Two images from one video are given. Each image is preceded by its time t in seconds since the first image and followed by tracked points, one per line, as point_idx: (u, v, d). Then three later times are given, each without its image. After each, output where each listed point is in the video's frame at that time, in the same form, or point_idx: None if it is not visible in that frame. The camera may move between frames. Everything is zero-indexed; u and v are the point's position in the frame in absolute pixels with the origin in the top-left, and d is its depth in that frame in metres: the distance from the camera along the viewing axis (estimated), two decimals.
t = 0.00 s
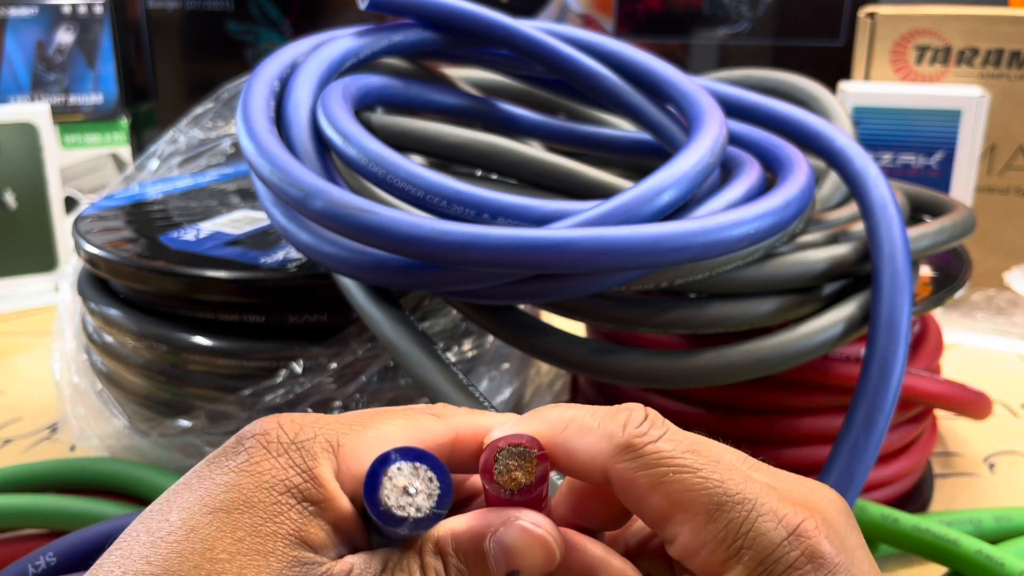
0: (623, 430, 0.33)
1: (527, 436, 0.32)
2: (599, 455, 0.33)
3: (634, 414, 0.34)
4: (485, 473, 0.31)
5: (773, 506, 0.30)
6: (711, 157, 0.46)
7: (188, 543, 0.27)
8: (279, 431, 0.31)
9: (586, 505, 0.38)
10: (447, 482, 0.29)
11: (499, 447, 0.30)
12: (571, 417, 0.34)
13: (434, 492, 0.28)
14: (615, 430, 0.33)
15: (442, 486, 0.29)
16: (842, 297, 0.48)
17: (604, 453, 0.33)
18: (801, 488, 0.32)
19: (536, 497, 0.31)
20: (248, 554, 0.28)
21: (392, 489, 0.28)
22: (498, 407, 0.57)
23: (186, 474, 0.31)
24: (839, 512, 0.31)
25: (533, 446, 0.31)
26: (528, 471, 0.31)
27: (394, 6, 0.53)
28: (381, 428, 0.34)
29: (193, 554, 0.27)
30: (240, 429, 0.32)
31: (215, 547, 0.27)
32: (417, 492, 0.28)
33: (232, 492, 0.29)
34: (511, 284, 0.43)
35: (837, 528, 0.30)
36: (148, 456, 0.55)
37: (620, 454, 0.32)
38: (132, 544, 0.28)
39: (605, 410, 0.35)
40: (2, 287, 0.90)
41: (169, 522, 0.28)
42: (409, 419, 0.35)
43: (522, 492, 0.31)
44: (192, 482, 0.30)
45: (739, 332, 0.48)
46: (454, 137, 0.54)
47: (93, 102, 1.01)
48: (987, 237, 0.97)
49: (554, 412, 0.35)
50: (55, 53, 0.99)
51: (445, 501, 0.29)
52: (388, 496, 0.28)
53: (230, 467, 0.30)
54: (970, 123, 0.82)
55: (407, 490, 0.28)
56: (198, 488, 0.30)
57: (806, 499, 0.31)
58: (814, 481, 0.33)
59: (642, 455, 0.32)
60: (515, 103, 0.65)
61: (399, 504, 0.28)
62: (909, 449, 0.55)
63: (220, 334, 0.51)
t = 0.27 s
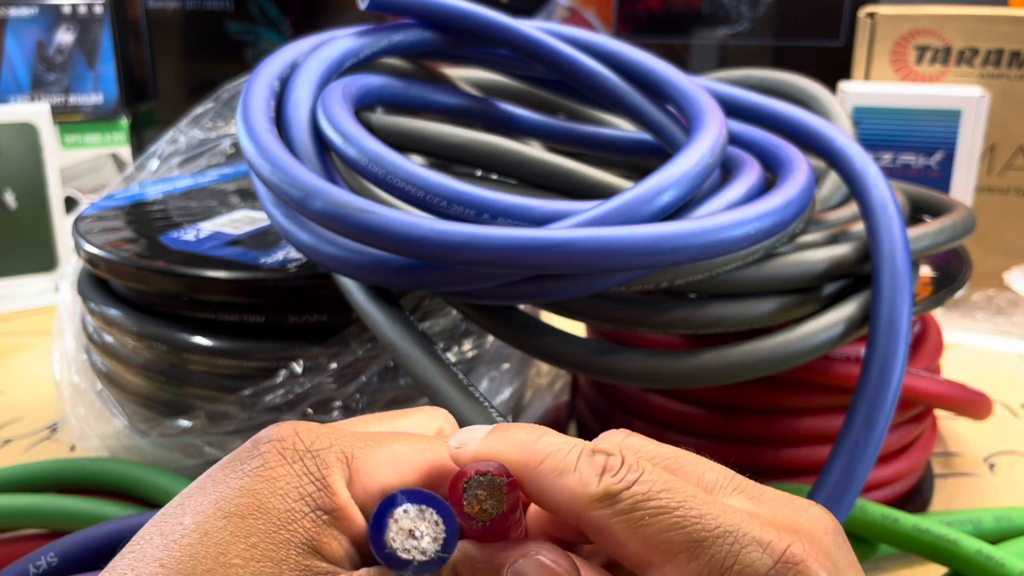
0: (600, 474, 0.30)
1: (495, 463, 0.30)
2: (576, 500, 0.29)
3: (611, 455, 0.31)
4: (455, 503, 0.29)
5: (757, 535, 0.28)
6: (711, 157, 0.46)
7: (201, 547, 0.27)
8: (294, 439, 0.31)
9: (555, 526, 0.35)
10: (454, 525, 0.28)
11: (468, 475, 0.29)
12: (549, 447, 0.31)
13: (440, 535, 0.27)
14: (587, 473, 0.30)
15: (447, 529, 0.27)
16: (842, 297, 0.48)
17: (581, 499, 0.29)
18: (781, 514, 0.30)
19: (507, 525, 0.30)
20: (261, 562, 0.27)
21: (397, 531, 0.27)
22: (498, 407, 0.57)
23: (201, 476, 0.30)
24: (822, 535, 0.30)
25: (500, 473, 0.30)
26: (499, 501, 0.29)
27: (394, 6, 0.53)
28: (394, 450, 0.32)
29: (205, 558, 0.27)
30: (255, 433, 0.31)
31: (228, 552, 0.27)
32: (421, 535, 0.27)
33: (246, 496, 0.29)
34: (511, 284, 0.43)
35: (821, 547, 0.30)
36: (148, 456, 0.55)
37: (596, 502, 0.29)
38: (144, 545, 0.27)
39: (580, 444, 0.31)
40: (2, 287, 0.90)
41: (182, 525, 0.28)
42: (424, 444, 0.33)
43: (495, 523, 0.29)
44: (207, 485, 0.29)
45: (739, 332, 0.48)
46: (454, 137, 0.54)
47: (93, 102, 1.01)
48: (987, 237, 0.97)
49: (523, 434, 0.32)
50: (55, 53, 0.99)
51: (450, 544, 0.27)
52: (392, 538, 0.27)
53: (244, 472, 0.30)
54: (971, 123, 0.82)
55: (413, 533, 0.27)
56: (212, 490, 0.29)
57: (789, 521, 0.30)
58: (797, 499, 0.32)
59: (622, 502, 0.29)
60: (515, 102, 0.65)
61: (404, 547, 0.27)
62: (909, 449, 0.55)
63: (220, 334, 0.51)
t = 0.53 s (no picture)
0: (602, 460, 0.29)
1: (491, 422, 0.29)
2: (574, 480, 0.29)
3: (612, 443, 0.30)
4: (446, 460, 0.28)
5: (751, 526, 0.28)
6: (711, 157, 0.46)
7: (177, 513, 0.28)
8: (267, 409, 0.31)
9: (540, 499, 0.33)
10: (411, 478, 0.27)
11: (462, 429, 0.28)
12: (552, 426, 0.30)
13: (392, 481, 0.26)
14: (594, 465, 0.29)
15: (400, 475, 0.27)
16: (842, 297, 0.48)
17: (578, 478, 0.29)
18: (771, 510, 0.31)
19: (498, 489, 0.28)
20: (234, 521, 0.28)
21: (348, 477, 0.26)
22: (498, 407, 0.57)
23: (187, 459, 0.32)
24: (811, 532, 0.30)
25: (497, 433, 0.28)
26: (489, 461, 0.28)
27: (394, 6, 0.53)
28: (366, 413, 0.33)
29: (180, 522, 0.28)
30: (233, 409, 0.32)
31: (202, 515, 0.28)
32: (373, 480, 0.26)
33: (221, 463, 0.29)
34: (511, 284, 0.43)
35: (811, 541, 0.30)
36: (148, 456, 0.55)
37: (595, 484, 0.28)
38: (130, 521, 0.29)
39: (580, 428, 0.30)
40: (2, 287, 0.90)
41: (161, 496, 0.29)
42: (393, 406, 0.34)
43: (483, 483, 0.28)
44: (187, 460, 0.31)
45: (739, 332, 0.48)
46: (454, 137, 0.54)
47: (93, 102, 1.01)
48: (987, 237, 0.97)
49: (528, 406, 0.31)
50: (55, 53, 0.99)
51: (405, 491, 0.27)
52: (343, 485, 0.26)
53: (220, 444, 0.30)
54: (970, 123, 0.82)
55: (364, 479, 0.26)
56: (191, 463, 0.30)
57: (778, 516, 0.30)
58: (784, 501, 0.32)
59: (622, 487, 0.28)
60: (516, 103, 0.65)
61: (354, 494, 0.26)
62: (909, 449, 0.55)
63: (220, 334, 0.51)
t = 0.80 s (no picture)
0: (587, 467, 0.29)
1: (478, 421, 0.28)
2: (559, 485, 0.29)
3: (597, 450, 0.30)
4: (431, 455, 0.27)
5: (733, 531, 0.28)
6: (712, 157, 0.46)
7: (173, 510, 0.28)
8: (264, 409, 0.32)
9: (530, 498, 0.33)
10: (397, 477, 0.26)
11: (451, 426, 0.27)
12: (539, 429, 0.30)
13: (379, 478, 0.26)
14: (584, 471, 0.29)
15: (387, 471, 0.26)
16: (842, 297, 0.48)
17: (564, 483, 0.29)
18: (754, 516, 0.31)
19: (482, 485, 0.28)
20: (230, 519, 0.28)
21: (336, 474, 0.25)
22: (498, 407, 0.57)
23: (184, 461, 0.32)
24: (793, 538, 0.31)
25: (483, 432, 0.27)
26: (474, 458, 0.27)
27: (394, 6, 0.53)
28: (362, 410, 0.33)
29: (176, 519, 0.28)
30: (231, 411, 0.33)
31: (198, 512, 0.28)
32: (360, 476, 0.25)
33: (218, 462, 0.30)
34: (511, 284, 0.43)
35: (793, 547, 0.30)
36: (148, 456, 0.55)
37: (580, 490, 0.29)
38: (125, 520, 0.29)
39: (566, 434, 0.30)
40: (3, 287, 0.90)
41: (158, 495, 0.29)
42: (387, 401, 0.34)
43: (466, 479, 0.27)
44: (184, 461, 0.31)
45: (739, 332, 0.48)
46: (454, 137, 0.54)
47: (93, 102, 1.01)
48: (987, 237, 0.97)
49: (518, 409, 0.31)
50: (55, 53, 0.99)
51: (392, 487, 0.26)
52: (331, 483, 0.25)
53: (217, 444, 0.31)
54: (970, 123, 0.82)
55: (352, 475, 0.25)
56: (188, 463, 0.30)
57: (760, 523, 0.30)
58: (766, 510, 0.32)
59: (608, 493, 0.28)
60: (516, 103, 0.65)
61: (342, 491, 0.25)
62: (909, 449, 0.55)
63: (220, 334, 0.51)
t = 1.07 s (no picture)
0: (580, 479, 0.29)
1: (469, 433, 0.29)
2: (552, 498, 0.28)
3: (591, 463, 0.30)
4: (422, 465, 0.27)
5: (726, 542, 0.28)
6: (712, 158, 0.46)
7: (185, 515, 0.28)
8: (274, 413, 0.32)
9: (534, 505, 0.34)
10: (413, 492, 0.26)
11: (441, 438, 0.28)
12: (531, 442, 0.30)
13: (394, 492, 0.26)
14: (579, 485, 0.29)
15: (404, 484, 0.26)
16: (842, 297, 0.48)
17: (557, 496, 0.28)
18: (747, 527, 0.31)
19: (471, 496, 0.28)
20: (242, 524, 0.28)
21: (352, 486, 0.25)
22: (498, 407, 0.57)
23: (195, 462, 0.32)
24: (787, 548, 0.31)
25: (474, 443, 0.28)
26: (466, 470, 0.28)
27: (394, 6, 0.53)
28: (371, 411, 0.33)
29: (188, 524, 0.28)
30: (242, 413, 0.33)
31: (209, 517, 0.28)
32: (376, 489, 0.25)
33: (229, 466, 0.30)
34: (511, 284, 0.43)
35: (787, 557, 0.30)
36: (148, 456, 0.55)
37: (574, 503, 0.28)
38: (136, 522, 0.29)
39: (558, 446, 0.30)
40: (3, 287, 0.90)
41: (169, 497, 0.29)
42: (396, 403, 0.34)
43: (458, 491, 0.28)
44: (195, 463, 0.31)
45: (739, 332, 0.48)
46: (454, 137, 0.54)
47: (93, 102, 1.01)
48: (987, 237, 0.97)
49: (511, 421, 0.30)
50: (55, 53, 0.99)
51: (408, 501, 0.26)
52: (347, 494, 0.25)
53: (228, 447, 0.31)
54: (970, 124, 0.82)
55: (369, 488, 0.25)
56: (199, 466, 0.30)
57: (754, 534, 0.30)
58: (760, 520, 0.32)
59: (600, 506, 0.28)
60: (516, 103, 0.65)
61: (358, 503, 0.25)
62: (909, 449, 0.55)
63: (220, 334, 0.51)
